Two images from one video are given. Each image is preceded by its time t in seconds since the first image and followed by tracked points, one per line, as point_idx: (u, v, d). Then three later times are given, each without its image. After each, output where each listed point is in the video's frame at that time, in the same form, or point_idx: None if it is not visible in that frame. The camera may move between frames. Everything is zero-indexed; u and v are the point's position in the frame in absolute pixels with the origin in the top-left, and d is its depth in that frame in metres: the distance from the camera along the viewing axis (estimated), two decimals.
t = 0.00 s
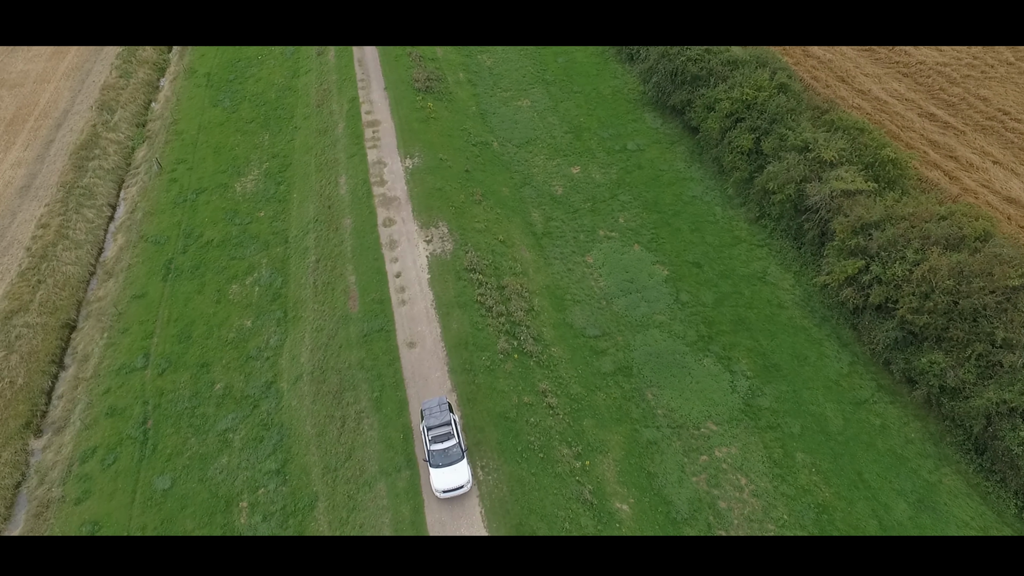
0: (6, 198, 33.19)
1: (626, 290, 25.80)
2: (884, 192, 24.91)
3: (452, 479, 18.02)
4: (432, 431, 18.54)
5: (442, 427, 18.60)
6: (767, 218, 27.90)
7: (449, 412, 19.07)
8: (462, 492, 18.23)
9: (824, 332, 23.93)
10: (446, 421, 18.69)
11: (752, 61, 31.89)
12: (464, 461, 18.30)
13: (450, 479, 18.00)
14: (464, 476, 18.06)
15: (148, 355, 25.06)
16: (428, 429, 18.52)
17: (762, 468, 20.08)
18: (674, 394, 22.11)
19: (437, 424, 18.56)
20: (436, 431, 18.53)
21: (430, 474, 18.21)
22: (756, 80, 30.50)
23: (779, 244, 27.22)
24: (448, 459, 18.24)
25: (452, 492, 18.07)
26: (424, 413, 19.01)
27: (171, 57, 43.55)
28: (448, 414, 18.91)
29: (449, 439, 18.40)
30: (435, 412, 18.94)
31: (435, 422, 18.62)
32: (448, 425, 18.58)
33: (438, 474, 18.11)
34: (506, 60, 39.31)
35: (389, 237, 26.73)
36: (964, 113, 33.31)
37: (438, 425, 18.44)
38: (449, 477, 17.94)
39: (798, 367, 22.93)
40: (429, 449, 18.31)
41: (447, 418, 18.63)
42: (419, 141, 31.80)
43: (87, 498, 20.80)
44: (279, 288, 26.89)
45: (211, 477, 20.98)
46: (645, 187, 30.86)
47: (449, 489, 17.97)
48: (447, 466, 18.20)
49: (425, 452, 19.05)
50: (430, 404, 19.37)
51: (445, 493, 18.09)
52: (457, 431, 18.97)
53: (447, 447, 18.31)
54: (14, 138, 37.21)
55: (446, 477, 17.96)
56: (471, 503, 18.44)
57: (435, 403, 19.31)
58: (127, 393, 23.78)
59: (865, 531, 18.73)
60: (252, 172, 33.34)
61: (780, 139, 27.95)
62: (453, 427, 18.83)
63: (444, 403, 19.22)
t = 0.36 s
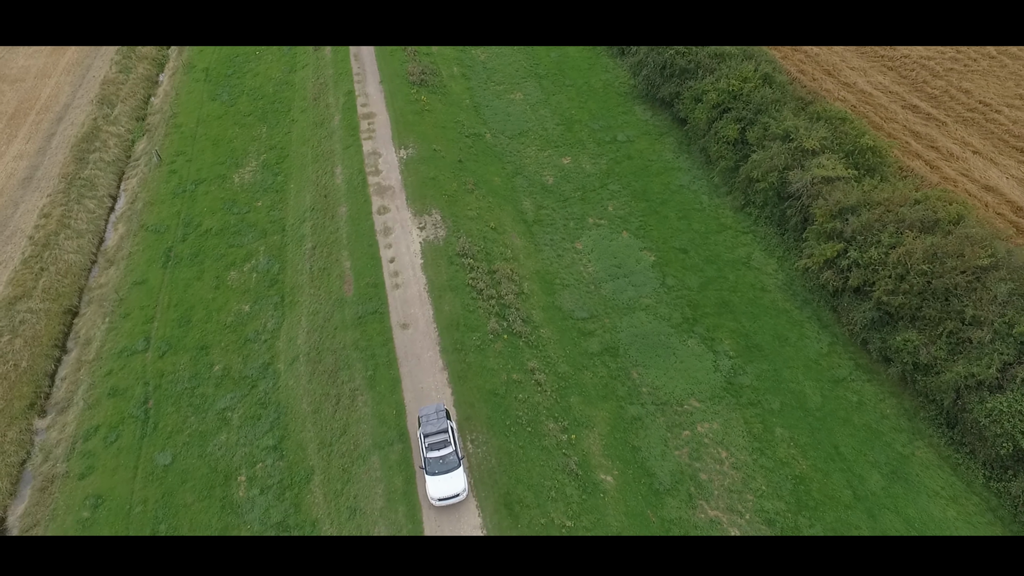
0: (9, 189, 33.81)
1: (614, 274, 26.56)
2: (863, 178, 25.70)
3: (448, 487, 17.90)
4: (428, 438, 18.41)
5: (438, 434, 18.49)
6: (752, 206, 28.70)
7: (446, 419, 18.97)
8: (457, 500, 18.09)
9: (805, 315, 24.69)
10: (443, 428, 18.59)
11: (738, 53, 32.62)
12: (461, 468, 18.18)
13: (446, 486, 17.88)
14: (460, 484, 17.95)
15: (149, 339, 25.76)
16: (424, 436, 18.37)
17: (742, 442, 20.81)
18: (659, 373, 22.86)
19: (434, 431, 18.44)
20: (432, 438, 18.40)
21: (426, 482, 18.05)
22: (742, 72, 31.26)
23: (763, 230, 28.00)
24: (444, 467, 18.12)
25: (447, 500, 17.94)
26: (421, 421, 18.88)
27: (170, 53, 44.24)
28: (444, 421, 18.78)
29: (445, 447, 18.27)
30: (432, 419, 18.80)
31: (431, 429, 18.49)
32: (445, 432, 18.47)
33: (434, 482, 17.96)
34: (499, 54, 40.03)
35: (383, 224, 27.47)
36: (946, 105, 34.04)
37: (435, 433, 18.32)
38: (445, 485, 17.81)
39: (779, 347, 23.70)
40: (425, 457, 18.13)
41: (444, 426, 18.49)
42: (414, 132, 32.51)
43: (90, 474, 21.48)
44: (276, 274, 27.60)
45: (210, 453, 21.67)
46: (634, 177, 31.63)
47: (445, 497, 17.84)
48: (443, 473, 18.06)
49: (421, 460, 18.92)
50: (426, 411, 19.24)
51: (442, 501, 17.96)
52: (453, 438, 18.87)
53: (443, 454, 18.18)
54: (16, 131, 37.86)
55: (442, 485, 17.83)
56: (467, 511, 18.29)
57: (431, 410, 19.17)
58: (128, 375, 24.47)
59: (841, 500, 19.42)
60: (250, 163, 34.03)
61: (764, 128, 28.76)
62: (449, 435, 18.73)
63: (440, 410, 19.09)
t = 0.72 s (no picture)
0: (13, 179, 34.54)
1: (603, 258, 27.42)
2: (844, 163, 26.55)
3: (444, 487, 17.91)
4: (426, 439, 18.42)
5: (436, 435, 18.49)
6: (738, 192, 29.58)
7: (443, 420, 18.99)
8: (454, 500, 18.11)
9: (787, 295, 25.53)
10: (440, 428, 18.59)
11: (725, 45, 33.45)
12: (458, 468, 18.22)
13: (442, 487, 17.90)
14: (456, 485, 17.96)
15: (152, 320, 26.54)
16: (421, 436, 18.39)
17: (724, 415, 21.63)
18: (645, 350, 23.69)
19: (431, 432, 18.45)
20: (430, 439, 18.41)
21: (422, 482, 18.07)
22: (728, 63, 32.10)
23: (748, 215, 28.86)
24: (441, 467, 18.14)
25: (444, 501, 17.96)
26: (419, 421, 18.93)
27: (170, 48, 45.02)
28: (442, 422, 18.81)
29: (442, 447, 18.28)
30: (429, 420, 18.85)
31: (429, 430, 18.51)
32: (442, 433, 18.48)
33: (430, 482, 17.98)
34: (493, 48, 40.83)
35: (379, 210, 28.30)
36: (929, 95, 34.83)
37: (432, 433, 18.34)
38: (441, 485, 17.84)
39: (761, 325, 24.53)
40: (422, 457, 18.17)
41: (441, 427, 18.51)
42: (409, 123, 33.31)
43: (96, 447, 22.28)
44: (275, 259, 28.40)
45: (212, 427, 22.44)
46: (623, 165, 32.48)
47: (440, 497, 17.87)
48: (440, 474, 18.09)
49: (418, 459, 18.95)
50: (424, 412, 19.30)
51: (437, 501, 17.99)
52: (451, 440, 18.87)
53: (440, 455, 18.20)
54: (19, 124, 38.60)
55: (439, 485, 17.85)
56: (463, 511, 18.29)
57: (429, 411, 19.23)
58: (132, 355, 25.25)
59: (818, 468, 20.20)
60: (250, 154, 34.82)
61: (750, 117, 29.67)
62: (447, 436, 18.73)
63: (439, 411, 19.10)
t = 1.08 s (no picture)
0: (27, 163, 35.59)
1: (597, 238, 28.43)
2: (828, 144, 27.67)
3: (445, 478, 18.09)
4: (427, 429, 18.58)
5: (437, 426, 18.63)
6: (729, 176, 30.54)
7: (445, 412, 19.14)
8: (454, 490, 18.29)
9: (774, 273, 26.48)
10: (442, 419, 18.72)
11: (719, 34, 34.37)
12: (459, 459, 18.39)
13: (443, 477, 18.07)
14: (456, 475, 18.15)
15: (162, 295, 27.60)
16: (423, 427, 18.55)
17: (711, 382, 22.58)
18: (636, 323, 24.67)
19: (433, 423, 18.59)
20: (432, 430, 18.56)
21: (424, 472, 18.27)
22: (721, 51, 33.04)
23: (738, 198, 29.83)
24: (442, 458, 18.32)
25: (444, 490, 18.15)
26: (420, 412, 19.05)
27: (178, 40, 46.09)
28: (443, 413, 18.95)
29: (444, 438, 18.46)
30: (431, 411, 19.00)
31: (431, 421, 18.66)
32: (443, 425, 18.61)
33: (431, 472, 18.17)
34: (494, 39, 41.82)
35: (381, 190, 29.35)
36: (918, 84, 35.61)
37: (434, 424, 18.47)
38: (441, 475, 18.02)
39: (748, 300, 25.48)
40: (424, 448, 18.35)
41: (443, 418, 18.63)
42: (411, 109, 34.32)
43: (110, 412, 23.35)
44: (281, 238, 29.44)
45: (220, 393, 23.47)
46: (619, 151, 33.45)
47: (441, 487, 18.04)
48: (441, 464, 18.27)
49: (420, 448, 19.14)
50: (427, 402, 19.43)
51: (438, 491, 18.17)
52: (452, 431, 19.01)
53: (441, 446, 18.37)
54: (33, 112, 39.68)
55: (439, 475, 18.04)
56: (465, 501, 18.46)
57: (431, 402, 19.37)
58: (143, 327, 26.31)
59: (799, 432, 21.07)
60: (256, 140, 35.86)
61: (740, 102, 30.70)
62: (448, 427, 18.87)
63: (440, 402, 19.23)
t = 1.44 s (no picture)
0: (90, 133, 37.87)
1: (624, 219, 29.24)
2: (858, 135, 27.98)
3: (468, 458, 18.34)
4: (454, 410, 18.97)
5: (464, 407, 19.02)
6: (758, 165, 30.99)
7: (472, 394, 19.53)
8: (478, 472, 18.52)
9: (798, 259, 26.89)
10: (468, 401, 19.09)
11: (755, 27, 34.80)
12: (482, 441, 18.61)
13: (466, 457, 18.33)
14: (480, 456, 18.38)
15: (210, 257, 29.34)
16: (449, 407, 18.95)
17: (727, 358, 23.24)
18: (658, 300, 25.43)
19: (459, 404, 19.00)
20: (458, 411, 18.96)
21: (448, 452, 18.54)
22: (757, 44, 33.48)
23: (767, 187, 30.27)
24: (467, 439, 18.58)
25: (467, 471, 18.38)
26: (448, 392, 19.47)
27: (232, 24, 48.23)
28: (470, 395, 19.36)
29: (469, 420, 18.79)
30: (458, 393, 19.41)
31: (458, 401, 19.07)
32: (469, 406, 19.01)
33: (456, 452, 18.44)
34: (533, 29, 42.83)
35: (419, 167, 30.67)
36: (959, 83, 35.34)
37: (460, 404, 18.88)
38: (465, 454, 18.27)
39: (770, 284, 26.00)
40: (449, 427, 18.71)
41: (469, 400, 19.01)
42: (450, 92, 35.55)
43: (159, 358, 25.12)
44: (322, 209, 30.96)
45: (261, 347, 25.02)
46: (651, 138, 34.12)
47: (464, 467, 18.28)
48: (465, 445, 18.52)
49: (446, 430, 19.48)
50: (454, 384, 19.90)
51: (461, 471, 18.41)
52: (478, 414, 19.38)
53: (466, 426, 18.69)
54: (96, 86, 42.08)
55: (463, 455, 18.29)
56: (489, 485, 18.71)
57: (459, 384, 19.81)
58: (192, 285, 28.06)
59: (812, 410, 21.52)
60: (302, 117, 37.52)
61: (773, 94, 31.18)
62: (474, 410, 19.25)
63: (468, 385, 19.64)
